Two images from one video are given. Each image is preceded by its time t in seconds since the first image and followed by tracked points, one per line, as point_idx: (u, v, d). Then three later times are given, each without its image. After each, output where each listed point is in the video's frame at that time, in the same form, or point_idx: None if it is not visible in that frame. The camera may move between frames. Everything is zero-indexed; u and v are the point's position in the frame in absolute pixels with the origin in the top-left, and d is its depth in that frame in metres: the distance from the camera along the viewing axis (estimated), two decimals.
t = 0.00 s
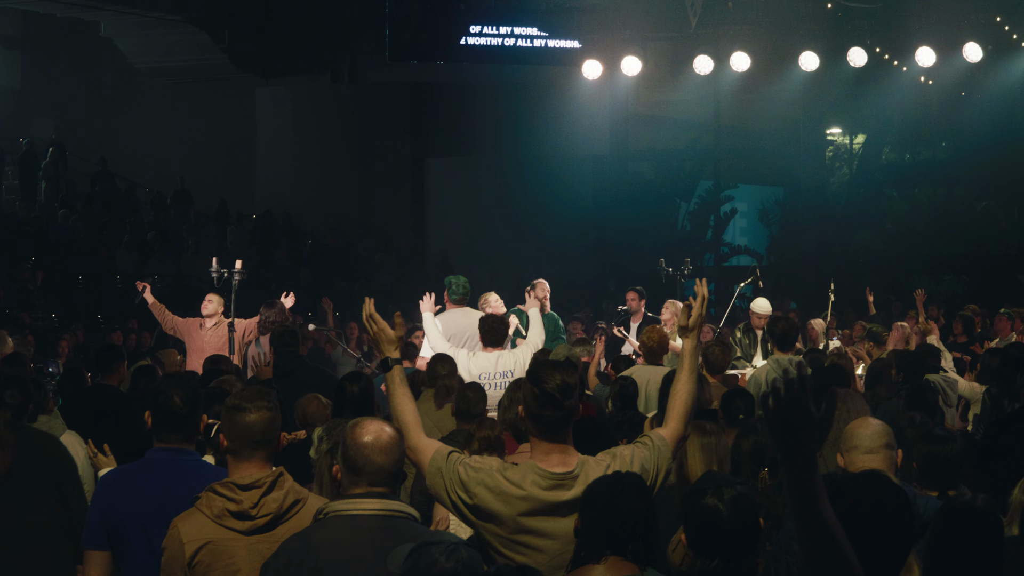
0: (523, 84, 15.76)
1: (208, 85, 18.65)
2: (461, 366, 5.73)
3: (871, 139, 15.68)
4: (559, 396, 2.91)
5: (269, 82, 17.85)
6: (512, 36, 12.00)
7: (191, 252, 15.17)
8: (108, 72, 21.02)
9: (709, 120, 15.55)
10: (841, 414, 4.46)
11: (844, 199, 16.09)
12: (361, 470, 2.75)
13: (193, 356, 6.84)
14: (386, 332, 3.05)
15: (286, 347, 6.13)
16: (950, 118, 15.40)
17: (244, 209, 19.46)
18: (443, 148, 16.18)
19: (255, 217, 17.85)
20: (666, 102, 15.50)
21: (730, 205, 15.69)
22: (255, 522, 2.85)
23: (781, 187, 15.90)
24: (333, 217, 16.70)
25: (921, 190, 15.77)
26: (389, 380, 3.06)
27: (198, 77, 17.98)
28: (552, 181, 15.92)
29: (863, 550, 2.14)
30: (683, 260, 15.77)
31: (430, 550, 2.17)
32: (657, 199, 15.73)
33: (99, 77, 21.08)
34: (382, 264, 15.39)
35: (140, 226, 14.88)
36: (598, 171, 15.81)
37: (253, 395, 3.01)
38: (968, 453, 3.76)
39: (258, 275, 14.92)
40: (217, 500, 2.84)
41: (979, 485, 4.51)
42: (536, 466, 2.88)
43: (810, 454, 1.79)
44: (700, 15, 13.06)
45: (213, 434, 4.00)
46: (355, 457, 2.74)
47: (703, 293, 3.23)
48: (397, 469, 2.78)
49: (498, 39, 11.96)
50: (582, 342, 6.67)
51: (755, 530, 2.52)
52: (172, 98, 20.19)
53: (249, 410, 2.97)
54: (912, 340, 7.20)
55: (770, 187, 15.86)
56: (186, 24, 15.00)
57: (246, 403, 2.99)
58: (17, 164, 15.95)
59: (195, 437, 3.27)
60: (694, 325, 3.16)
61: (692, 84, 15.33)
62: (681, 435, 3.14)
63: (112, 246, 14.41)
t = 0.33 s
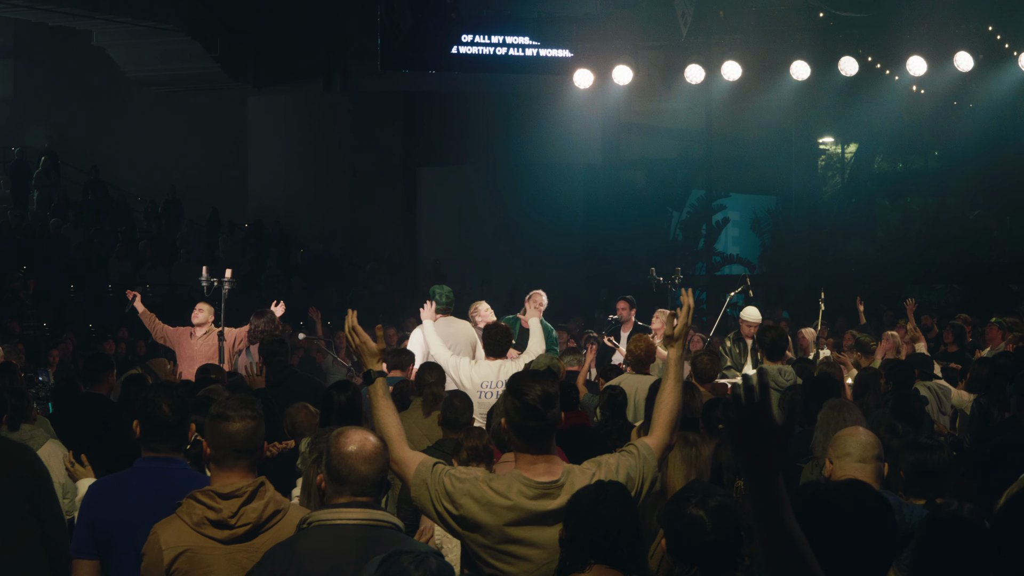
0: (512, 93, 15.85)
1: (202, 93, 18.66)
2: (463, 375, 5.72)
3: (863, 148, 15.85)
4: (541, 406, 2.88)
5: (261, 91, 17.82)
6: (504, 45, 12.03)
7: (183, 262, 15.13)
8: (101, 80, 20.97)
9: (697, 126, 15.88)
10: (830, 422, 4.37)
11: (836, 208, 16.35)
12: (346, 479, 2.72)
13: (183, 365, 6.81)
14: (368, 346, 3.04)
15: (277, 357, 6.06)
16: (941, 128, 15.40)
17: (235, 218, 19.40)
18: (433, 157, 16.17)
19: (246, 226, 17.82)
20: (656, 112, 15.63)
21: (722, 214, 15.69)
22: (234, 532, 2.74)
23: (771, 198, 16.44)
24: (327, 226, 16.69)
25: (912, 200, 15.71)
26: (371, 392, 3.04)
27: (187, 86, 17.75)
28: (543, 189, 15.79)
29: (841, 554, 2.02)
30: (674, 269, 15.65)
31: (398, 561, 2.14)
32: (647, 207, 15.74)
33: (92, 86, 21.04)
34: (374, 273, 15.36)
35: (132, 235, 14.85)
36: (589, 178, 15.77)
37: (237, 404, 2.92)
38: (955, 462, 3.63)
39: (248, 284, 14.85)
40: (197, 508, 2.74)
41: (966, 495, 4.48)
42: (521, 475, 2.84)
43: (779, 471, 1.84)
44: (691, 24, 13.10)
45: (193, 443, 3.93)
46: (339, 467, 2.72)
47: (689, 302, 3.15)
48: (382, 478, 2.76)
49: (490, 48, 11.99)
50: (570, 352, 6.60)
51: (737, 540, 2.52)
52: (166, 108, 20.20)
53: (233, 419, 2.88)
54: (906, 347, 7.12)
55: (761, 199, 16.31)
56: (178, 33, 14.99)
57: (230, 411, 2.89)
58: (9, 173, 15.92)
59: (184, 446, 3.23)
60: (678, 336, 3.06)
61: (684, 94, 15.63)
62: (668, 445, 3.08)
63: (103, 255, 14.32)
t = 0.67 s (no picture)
0: (504, 100, 15.98)
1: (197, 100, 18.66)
2: (468, 381, 5.59)
3: (856, 154, 15.69)
4: (519, 412, 2.87)
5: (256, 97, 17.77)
6: (497, 51, 12.08)
7: (176, 268, 15.12)
8: (93, 85, 20.89)
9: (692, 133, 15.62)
10: (822, 427, 4.33)
11: (829, 213, 15.98)
12: (329, 484, 2.70)
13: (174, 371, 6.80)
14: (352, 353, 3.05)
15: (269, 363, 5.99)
16: (936, 131, 15.44)
17: (229, 223, 19.41)
18: (428, 164, 16.28)
19: (239, 232, 17.80)
20: (649, 117, 15.55)
21: (716, 220, 15.68)
22: (205, 538, 2.73)
23: (766, 203, 15.83)
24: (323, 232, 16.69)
25: (909, 205, 15.76)
26: (350, 398, 3.07)
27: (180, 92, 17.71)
28: (537, 194, 15.86)
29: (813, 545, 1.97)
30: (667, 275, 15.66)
31: (369, 563, 2.09)
32: (640, 212, 15.73)
33: (86, 90, 20.97)
34: (368, 279, 15.35)
35: (124, 241, 14.83)
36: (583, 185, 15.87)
37: (213, 409, 2.92)
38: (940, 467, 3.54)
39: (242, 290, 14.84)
40: (170, 514, 2.73)
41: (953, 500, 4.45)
42: (494, 480, 2.83)
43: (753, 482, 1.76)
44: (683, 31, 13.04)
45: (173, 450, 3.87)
46: (323, 473, 2.70)
47: (671, 313, 3.15)
48: (367, 484, 2.74)
49: (483, 54, 12.02)
50: (562, 357, 6.62)
51: (715, 546, 2.49)
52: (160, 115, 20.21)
53: (209, 424, 2.88)
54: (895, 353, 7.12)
55: (755, 203, 15.80)
56: (172, 39, 14.99)
57: (206, 416, 2.89)
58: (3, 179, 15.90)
59: (160, 452, 3.22)
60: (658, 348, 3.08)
61: (677, 99, 15.45)
62: (646, 456, 3.06)
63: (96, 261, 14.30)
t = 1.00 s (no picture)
0: (505, 104, 15.88)
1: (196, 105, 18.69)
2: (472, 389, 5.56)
3: (855, 160, 15.74)
4: (499, 416, 2.87)
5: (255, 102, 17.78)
6: (495, 56, 12.13)
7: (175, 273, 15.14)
8: (93, 90, 20.93)
9: (692, 137, 15.64)
10: (815, 433, 4.28)
11: (828, 220, 16.09)
12: (320, 490, 2.68)
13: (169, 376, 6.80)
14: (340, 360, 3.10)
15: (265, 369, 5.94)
16: (934, 137, 15.48)
17: (227, 229, 19.42)
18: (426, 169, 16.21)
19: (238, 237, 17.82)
20: (648, 123, 15.62)
21: (715, 225, 15.75)
22: (181, 544, 2.72)
23: (765, 208, 15.99)
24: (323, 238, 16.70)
25: (908, 210, 15.74)
26: (331, 399, 3.11)
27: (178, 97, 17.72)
28: (537, 200, 15.80)
29: (806, 557, 2.01)
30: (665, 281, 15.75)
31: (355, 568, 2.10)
32: (639, 218, 15.78)
33: (85, 96, 21.01)
34: (367, 285, 15.36)
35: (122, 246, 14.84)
36: (583, 189, 15.78)
37: (193, 415, 2.91)
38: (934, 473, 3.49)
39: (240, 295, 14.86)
40: (147, 519, 2.73)
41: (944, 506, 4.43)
42: (466, 482, 2.85)
43: (753, 483, 1.82)
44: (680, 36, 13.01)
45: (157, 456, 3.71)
46: (313, 477, 2.68)
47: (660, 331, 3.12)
48: (357, 490, 2.72)
49: (481, 60, 12.06)
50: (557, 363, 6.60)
51: (697, 554, 2.47)
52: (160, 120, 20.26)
53: (188, 430, 2.87)
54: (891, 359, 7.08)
55: (755, 208, 15.98)
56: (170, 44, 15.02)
57: (184, 422, 2.89)
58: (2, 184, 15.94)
59: (134, 457, 3.21)
60: (645, 364, 3.05)
61: (676, 105, 15.60)
62: (624, 473, 3.01)
63: (95, 267, 14.32)
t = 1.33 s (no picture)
0: (505, 108, 15.92)
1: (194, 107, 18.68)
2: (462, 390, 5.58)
3: (852, 164, 15.89)
4: (483, 420, 2.88)
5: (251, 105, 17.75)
6: (493, 60, 12.13)
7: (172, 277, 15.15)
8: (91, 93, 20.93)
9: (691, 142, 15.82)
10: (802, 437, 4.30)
11: (823, 225, 16.16)
12: (307, 493, 2.67)
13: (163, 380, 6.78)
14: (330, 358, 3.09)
15: (260, 373, 5.90)
16: (933, 142, 15.57)
17: (226, 232, 19.41)
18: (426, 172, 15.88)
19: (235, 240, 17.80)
20: (648, 126, 15.71)
21: (714, 229, 15.84)
22: (155, 549, 2.73)
23: (763, 212, 16.04)
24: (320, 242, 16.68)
25: (903, 216, 15.74)
26: (318, 397, 3.12)
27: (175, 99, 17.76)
28: (533, 204, 15.93)
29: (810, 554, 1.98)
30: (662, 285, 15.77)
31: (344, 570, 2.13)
32: (638, 223, 15.86)
33: (85, 99, 21.04)
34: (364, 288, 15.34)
35: (120, 250, 14.84)
36: (581, 195, 15.91)
37: (171, 420, 2.94)
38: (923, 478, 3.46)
39: (236, 298, 14.86)
40: (123, 522, 2.75)
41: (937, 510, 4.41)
42: (444, 484, 2.85)
43: (761, 483, 1.75)
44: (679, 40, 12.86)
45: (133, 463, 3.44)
46: (301, 481, 2.67)
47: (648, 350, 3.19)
48: (346, 494, 2.71)
49: (479, 63, 12.12)
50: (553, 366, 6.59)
51: (677, 561, 2.46)
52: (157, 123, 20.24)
53: (166, 434, 2.90)
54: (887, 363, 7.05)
55: (753, 212, 16.04)
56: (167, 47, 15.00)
57: (163, 426, 2.91)
58: None
59: (107, 461, 3.20)
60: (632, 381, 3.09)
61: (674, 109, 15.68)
62: (605, 488, 3.03)
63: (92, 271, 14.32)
